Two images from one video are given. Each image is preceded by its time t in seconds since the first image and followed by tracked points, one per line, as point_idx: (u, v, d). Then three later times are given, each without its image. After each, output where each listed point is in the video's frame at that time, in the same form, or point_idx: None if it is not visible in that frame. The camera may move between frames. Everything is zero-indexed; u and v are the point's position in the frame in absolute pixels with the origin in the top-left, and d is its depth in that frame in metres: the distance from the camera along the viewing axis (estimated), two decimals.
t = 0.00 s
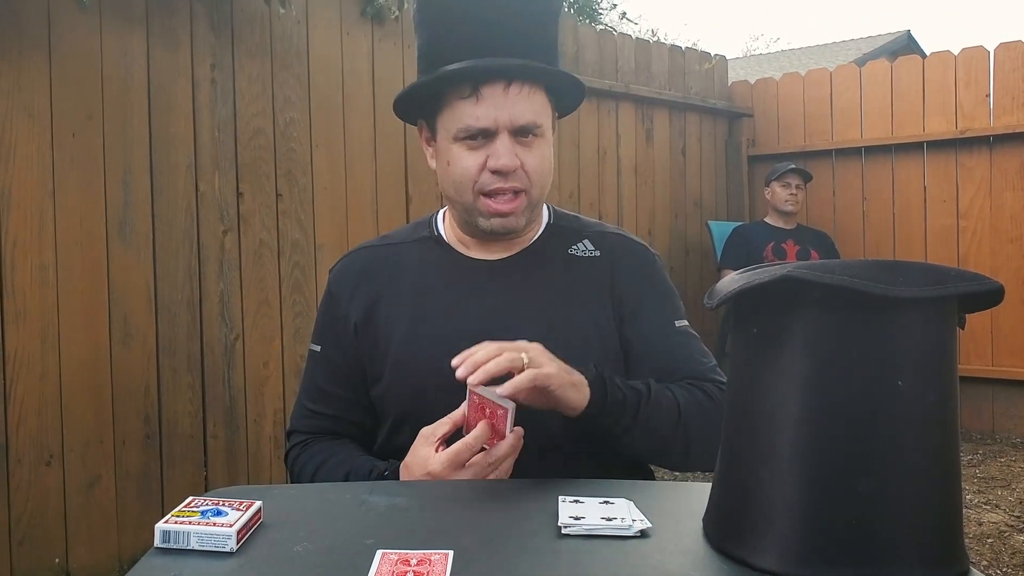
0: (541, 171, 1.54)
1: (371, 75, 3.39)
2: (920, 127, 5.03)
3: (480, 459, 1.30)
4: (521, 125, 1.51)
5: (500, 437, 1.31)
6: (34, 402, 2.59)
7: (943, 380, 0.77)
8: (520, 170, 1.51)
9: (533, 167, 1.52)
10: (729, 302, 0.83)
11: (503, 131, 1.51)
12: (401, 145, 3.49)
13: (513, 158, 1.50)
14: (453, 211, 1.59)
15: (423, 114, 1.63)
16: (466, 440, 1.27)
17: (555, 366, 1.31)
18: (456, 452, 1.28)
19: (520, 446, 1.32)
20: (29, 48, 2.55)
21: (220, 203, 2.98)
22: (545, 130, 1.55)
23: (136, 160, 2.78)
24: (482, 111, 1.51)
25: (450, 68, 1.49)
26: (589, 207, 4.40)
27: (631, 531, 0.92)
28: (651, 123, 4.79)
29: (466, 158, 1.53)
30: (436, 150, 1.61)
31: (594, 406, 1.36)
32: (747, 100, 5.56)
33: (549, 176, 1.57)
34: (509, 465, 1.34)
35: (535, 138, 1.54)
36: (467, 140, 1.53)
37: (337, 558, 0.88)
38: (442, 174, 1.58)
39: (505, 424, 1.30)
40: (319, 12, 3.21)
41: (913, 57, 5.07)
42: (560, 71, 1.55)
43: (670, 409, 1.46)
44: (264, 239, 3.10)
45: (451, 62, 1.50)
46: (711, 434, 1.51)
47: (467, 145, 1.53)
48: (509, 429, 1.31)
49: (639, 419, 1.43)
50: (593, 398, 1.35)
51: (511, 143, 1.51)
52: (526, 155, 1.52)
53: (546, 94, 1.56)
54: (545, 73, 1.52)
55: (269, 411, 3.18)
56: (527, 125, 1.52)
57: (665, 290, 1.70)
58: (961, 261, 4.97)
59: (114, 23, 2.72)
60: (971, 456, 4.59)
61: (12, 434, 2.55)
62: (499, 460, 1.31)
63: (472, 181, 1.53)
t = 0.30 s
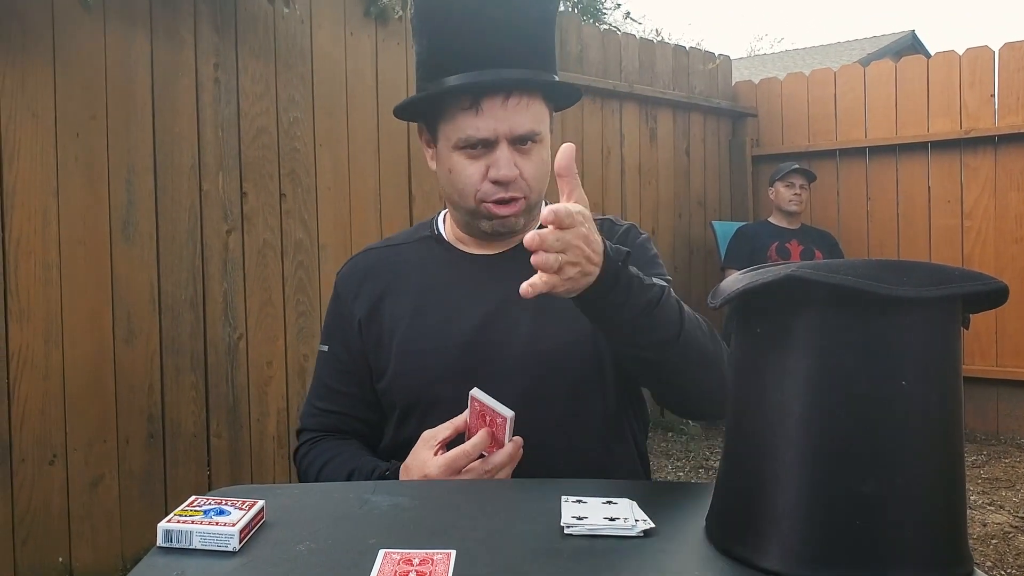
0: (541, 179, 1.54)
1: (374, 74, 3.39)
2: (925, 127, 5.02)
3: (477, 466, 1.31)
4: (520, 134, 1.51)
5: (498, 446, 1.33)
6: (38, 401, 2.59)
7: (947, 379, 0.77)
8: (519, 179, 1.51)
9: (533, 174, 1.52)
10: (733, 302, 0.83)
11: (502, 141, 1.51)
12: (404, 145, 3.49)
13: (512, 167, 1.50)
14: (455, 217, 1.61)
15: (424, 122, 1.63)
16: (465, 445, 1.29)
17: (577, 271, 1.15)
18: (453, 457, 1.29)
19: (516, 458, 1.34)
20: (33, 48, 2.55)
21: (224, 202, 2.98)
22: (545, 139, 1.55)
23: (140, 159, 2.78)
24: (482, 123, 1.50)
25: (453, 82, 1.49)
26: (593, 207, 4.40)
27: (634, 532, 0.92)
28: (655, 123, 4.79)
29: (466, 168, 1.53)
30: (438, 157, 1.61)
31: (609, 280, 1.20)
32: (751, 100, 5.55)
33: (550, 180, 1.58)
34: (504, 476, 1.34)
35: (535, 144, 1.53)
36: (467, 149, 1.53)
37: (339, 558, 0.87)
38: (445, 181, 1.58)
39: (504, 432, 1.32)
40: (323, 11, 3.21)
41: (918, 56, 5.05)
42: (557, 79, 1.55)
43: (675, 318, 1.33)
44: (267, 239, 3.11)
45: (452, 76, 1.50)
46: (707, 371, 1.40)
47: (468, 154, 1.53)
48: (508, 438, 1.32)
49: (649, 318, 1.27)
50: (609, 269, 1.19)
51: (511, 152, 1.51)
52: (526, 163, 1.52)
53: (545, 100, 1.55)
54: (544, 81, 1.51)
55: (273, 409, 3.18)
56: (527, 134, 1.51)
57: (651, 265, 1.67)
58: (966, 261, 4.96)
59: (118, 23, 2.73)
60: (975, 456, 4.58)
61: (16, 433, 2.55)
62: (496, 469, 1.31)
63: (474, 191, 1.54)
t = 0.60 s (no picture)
0: (539, 182, 1.55)
1: (376, 73, 3.39)
2: (927, 127, 5.01)
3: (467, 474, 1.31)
4: (520, 140, 1.51)
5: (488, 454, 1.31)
6: (41, 400, 2.60)
7: (950, 377, 0.77)
8: (518, 185, 1.53)
9: (532, 180, 1.54)
10: (735, 302, 0.83)
11: (502, 147, 1.51)
12: (407, 144, 3.49)
13: (512, 174, 1.52)
14: (454, 215, 1.62)
15: (423, 117, 1.61)
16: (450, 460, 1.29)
17: (550, 294, 1.19)
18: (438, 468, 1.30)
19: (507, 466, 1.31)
20: (36, 47, 2.56)
21: (226, 201, 2.98)
22: (546, 140, 1.54)
23: (142, 158, 2.78)
24: (481, 130, 1.50)
25: (452, 89, 1.48)
26: (595, 206, 4.40)
27: (637, 531, 0.92)
28: (658, 122, 4.78)
29: (466, 172, 1.54)
30: (437, 155, 1.61)
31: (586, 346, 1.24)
32: (754, 99, 5.55)
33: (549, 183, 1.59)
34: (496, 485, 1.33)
35: (536, 149, 1.53)
36: (467, 153, 1.53)
37: (341, 557, 0.87)
38: (444, 182, 1.59)
39: (491, 441, 1.30)
40: (326, 10, 3.21)
41: (920, 56, 5.05)
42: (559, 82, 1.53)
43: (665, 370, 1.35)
44: (270, 238, 3.11)
45: (451, 81, 1.48)
46: (701, 411, 1.41)
47: (468, 158, 1.53)
48: (496, 446, 1.30)
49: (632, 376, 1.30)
50: (586, 336, 1.23)
51: (511, 159, 1.51)
52: (526, 169, 1.53)
53: (547, 104, 1.54)
54: (546, 86, 1.50)
55: (275, 408, 3.18)
56: (528, 138, 1.51)
57: (660, 277, 1.65)
58: (969, 261, 4.96)
59: (121, 22, 2.73)
60: (978, 456, 4.58)
61: (19, 433, 2.56)
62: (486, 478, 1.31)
63: (472, 195, 1.55)
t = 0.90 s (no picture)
0: (546, 182, 1.55)
1: (379, 72, 3.39)
2: (930, 125, 5.01)
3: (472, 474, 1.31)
4: (527, 140, 1.51)
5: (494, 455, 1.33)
6: (43, 398, 2.61)
7: (952, 375, 0.77)
8: (525, 186, 1.53)
9: (539, 180, 1.54)
10: (736, 300, 0.83)
11: (509, 146, 1.51)
12: (409, 142, 3.49)
13: (519, 174, 1.52)
14: (459, 214, 1.63)
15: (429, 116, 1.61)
16: (459, 457, 1.29)
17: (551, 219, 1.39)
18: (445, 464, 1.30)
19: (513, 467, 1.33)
20: (38, 45, 2.56)
21: (228, 199, 2.99)
22: (552, 139, 1.55)
23: (144, 156, 2.79)
24: (488, 129, 1.50)
25: (458, 87, 1.48)
26: (597, 204, 4.40)
27: (638, 529, 0.92)
28: (659, 121, 4.78)
29: (472, 172, 1.54)
30: (442, 153, 1.62)
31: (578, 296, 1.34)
32: (756, 98, 5.54)
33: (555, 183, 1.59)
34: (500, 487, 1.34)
35: (542, 149, 1.54)
36: (473, 152, 1.54)
37: (342, 554, 0.88)
38: (450, 182, 1.60)
39: (500, 440, 1.32)
40: (328, 8, 3.21)
41: (923, 54, 5.04)
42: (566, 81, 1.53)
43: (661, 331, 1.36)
44: (272, 236, 3.11)
45: (458, 79, 1.48)
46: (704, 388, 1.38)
47: (474, 157, 1.54)
48: (505, 446, 1.32)
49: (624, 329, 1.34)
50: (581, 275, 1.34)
51: (517, 158, 1.52)
52: (533, 169, 1.53)
53: (553, 104, 1.54)
54: (553, 86, 1.50)
55: (277, 405, 3.18)
56: (535, 138, 1.51)
57: (664, 275, 1.66)
58: (971, 259, 4.95)
59: (123, 19, 2.73)
60: (979, 455, 4.58)
61: (21, 430, 2.57)
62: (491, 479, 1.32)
63: (478, 195, 1.55)
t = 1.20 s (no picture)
0: (554, 184, 1.54)
1: (380, 70, 3.38)
2: (932, 125, 5.00)
3: (469, 468, 1.30)
4: (534, 142, 1.50)
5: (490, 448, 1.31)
6: (44, 396, 2.61)
7: (952, 375, 0.77)
8: (531, 189, 1.52)
9: (547, 182, 1.53)
10: (737, 300, 0.83)
11: (516, 148, 1.51)
12: (410, 140, 3.49)
13: (526, 177, 1.51)
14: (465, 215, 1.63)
15: (439, 117, 1.61)
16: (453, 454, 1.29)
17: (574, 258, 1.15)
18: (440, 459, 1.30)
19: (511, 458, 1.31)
20: (40, 43, 2.57)
21: (230, 197, 2.99)
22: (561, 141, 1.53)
23: (146, 154, 2.79)
24: (494, 130, 1.49)
25: (465, 88, 1.48)
26: (598, 204, 4.40)
27: (638, 528, 0.92)
28: (661, 120, 4.78)
29: (479, 175, 1.54)
30: (448, 154, 1.61)
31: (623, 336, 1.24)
32: (757, 98, 5.53)
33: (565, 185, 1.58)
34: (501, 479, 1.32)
35: (551, 151, 1.53)
36: (480, 155, 1.53)
37: (343, 553, 0.88)
38: (456, 184, 1.60)
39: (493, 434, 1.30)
40: (329, 7, 3.21)
41: (925, 54, 5.03)
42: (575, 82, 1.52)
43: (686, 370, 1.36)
44: (273, 235, 3.11)
45: (465, 80, 1.48)
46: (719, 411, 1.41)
47: (481, 159, 1.53)
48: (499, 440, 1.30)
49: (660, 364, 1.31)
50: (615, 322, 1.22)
51: (525, 161, 1.51)
52: (541, 171, 1.52)
53: (563, 105, 1.53)
54: (560, 88, 1.49)
55: (278, 404, 3.18)
56: (543, 139, 1.50)
57: (673, 278, 1.66)
58: (972, 260, 4.95)
59: (125, 17, 2.73)
60: (981, 455, 4.57)
61: (23, 428, 2.58)
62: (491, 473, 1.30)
63: (485, 198, 1.55)
